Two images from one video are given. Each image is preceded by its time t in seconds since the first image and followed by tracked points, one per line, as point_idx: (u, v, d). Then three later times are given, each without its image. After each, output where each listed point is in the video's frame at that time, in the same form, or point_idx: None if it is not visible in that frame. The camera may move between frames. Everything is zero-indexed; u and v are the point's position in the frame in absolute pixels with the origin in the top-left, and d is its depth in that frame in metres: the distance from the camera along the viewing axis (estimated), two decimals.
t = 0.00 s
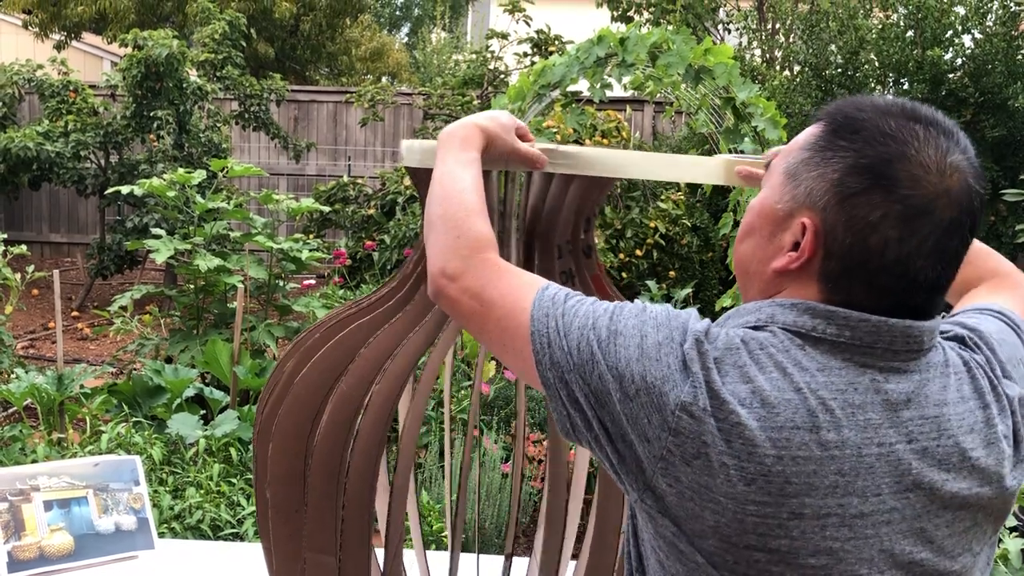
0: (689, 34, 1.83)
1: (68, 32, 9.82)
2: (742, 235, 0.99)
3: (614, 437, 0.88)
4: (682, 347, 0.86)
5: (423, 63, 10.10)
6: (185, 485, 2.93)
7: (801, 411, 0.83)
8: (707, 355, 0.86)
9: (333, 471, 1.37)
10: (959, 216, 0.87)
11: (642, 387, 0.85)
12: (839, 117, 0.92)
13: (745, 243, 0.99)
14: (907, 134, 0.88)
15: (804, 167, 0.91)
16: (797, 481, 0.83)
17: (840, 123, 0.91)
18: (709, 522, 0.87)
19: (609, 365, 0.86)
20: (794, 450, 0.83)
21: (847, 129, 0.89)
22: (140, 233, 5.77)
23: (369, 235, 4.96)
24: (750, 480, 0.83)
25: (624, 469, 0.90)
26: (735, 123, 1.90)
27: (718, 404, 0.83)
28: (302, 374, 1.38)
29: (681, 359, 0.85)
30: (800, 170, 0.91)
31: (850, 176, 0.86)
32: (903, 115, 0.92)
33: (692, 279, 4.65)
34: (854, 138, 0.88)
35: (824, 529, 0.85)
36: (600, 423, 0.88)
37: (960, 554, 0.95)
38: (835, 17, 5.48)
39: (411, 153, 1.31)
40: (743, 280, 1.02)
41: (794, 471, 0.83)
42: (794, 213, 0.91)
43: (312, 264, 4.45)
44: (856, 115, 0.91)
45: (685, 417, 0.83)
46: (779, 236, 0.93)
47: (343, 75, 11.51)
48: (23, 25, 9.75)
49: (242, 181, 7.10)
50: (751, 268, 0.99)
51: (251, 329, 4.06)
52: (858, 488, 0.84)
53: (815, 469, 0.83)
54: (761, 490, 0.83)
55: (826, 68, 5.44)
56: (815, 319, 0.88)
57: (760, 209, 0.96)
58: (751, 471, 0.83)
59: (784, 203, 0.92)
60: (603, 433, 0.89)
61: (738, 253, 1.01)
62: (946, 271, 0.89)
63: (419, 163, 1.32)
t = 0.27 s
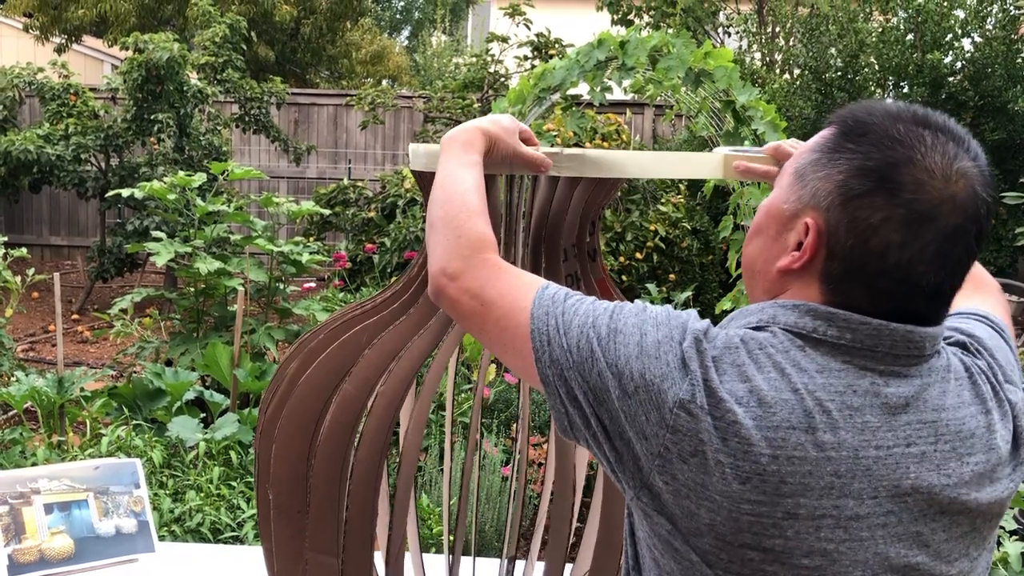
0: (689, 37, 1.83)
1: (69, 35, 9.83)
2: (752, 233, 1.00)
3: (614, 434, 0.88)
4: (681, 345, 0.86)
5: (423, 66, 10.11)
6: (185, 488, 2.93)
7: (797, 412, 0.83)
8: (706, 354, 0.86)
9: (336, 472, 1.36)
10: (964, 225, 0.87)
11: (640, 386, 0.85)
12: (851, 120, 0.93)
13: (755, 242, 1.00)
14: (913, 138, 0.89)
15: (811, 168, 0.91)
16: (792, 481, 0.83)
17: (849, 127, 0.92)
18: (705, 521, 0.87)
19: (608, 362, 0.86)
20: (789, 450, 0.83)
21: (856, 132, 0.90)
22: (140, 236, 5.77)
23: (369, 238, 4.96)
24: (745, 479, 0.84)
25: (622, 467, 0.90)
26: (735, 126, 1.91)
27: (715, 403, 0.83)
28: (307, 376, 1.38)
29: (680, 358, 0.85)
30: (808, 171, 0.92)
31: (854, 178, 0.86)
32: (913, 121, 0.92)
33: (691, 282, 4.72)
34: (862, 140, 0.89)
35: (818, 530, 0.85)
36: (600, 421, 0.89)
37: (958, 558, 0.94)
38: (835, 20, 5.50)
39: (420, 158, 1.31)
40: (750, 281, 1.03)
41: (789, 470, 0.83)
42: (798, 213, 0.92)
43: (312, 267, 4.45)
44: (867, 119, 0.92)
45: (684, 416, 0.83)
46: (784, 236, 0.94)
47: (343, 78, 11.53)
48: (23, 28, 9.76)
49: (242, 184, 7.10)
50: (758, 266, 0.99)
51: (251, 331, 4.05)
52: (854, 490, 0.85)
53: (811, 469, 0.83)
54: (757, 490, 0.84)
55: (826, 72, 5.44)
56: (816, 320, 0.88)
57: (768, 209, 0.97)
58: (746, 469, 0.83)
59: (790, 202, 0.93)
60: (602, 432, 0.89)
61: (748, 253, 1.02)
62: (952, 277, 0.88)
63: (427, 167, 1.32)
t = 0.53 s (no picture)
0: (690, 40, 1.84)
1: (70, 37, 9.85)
2: (749, 233, 1.01)
3: (613, 437, 0.88)
4: (682, 347, 0.86)
5: (424, 68, 10.12)
6: (185, 490, 2.93)
7: (798, 412, 0.83)
8: (707, 356, 0.86)
9: (339, 474, 1.36)
10: (955, 226, 0.87)
11: (641, 387, 0.84)
12: (846, 122, 0.93)
13: (752, 242, 1.00)
14: (904, 141, 0.89)
15: (806, 170, 0.92)
16: (795, 480, 0.83)
17: (844, 130, 0.93)
18: (706, 522, 0.86)
19: (608, 365, 0.86)
20: (791, 449, 0.83)
21: (848, 134, 0.91)
22: (142, 238, 5.77)
23: (370, 240, 4.96)
24: (748, 479, 0.83)
25: (622, 470, 0.90)
26: (735, 129, 1.91)
27: (717, 404, 0.83)
28: (312, 377, 1.38)
29: (680, 359, 0.85)
30: (802, 172, 0.93)
31: (847, 177, 0.87)
32: (907, 124, 0.93)
33: (692, 284, 4.74)
34: (854, 142, 0.90)
35: (821, 528, 0.85)
36: (599, 423, 0.88)
37: (955, 552, 0.95)
38: (835, 23, 5.52)
39: (426, 160, 1.31)
40: (748, 282, 1.03)
41: (792, 469, 0.83)
42: (792, 212, 0.92)
43: (313, 269, 4.45)
44: (862, 122, 0.92)
45: (686, 417, 0.83)
46: (779, 235, 0.95)
47: (344, 81, 11.55)
48: (25, 30, 9.77)
49: (243, 186, 7.11)
50: (754, 266, 1.00)
51: (252, 334, 4.05)
52: (855, 488, 0.85)
53: (813, 468, 0.83)
54: (760, 489, 0.84)
55: (827, 74, 5.44)
56: (813, 321, 0.88)
57: (765, 209, 0.97)
58: (749, 469, 0.83)
59: (784, 202, 0.94)
60: (601, 434, 0.89)
61: (745, 252, 1.02)
62: (940, 278, 0.88)
63: (432, 171, 1.32)
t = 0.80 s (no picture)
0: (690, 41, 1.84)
1: (71, 39, 9.87)
2: (743, 232, 1.01)
3: (613, 436, 0.88)
4: (682, 346, 0.86)
5: (424, 70, 10.13)
6: (186, 492, 2.93)
7: (799, 408, 0.83)
8: (708, 354, 0.86)
9: (342, 474, 1.36)
10: (942, 225, 0.87)
11: (642, 386, 0.84)
12: (839, 124, 0.94)
13: (745, 240, 1.01)
14: (893, 142, 0.90)
15: (799, 171, 0.93)
16: (798, 476, 0.83)
17: (837, 131, 0.93)
18: (710, 519, 0.86)
19: (609, 364, 0.86)
20: (794, 446, 0.83)
21: (840, 134, 0.92)
22: (142, 240, 5.77)
23: (370, 241, 4.96)
24: (753, 476, 0.83)
25: (625, 468, 0.89)
26: (736, 129, 1.91)
27: (720, 401, 0.83)
28: (315, 378, 1.38)
29: (682, 358, 0.85)
30: (796, 171, 0.93)
31: (837, 176, 0.88)
32: (897, 126, 0.94)
33: (692, 285, 4.74)
34: (845, 143, 0.91)
35: (824, 522, 0.85)
36: (600, 423, 0.88)
37: (951, 542, 0.96)
38: (836, 24, 5.48)
39: (430, 163, 1.31)
40: (744, 281, 1.03)
41: (795, 464, 0.83)
42: (783, 210, 0.93)
43: (314, 271, 4.45)
44: (852, 126, 0.93)
45: (689, 415, 0.83)
46: (771, 232, 0.95)
47: (344, 82, 11.55)
48: (26, 32, 9.79)
49: (244, 188, 7.11)
50: (747, 264, 1.00)
51: (253, 335, 4.05)
52: (857, 482, 0.85)
53: (816, 463, 0.83)
54: (764, 486, 0.84)
55: (828, 75, 5.44)
56: (810, 319, 0.88)
57: (760, 208, 0.98)
58: (754, 466, 0.83)
59: (777, 200, 0.94)
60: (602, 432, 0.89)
61: (740, 251, 1.03)
62: (926, 277, 0.87)
63: (436, 172, 1.32)
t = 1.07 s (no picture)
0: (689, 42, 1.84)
1: (70, 41, 9.88)
2: (735, 232, 1.02)
3: (609, 436, 0.87)
4: (678, 346, 0.86)
5: (424, 71, 10.13)
6: (186, 493, 2.93)
7: (795, 406, 0.84)
8: (705, 354, 0.86)
9: (337, 477, 1.36)
10: (928, 226, 0.87)
11: (639, 388, 0.84)
12: (828, 124, 0.94)
13: (736, 240, 1.01)
14: (879, 143, 0.90)
15: (788, 170, 0.93)
16: (796, 473, 0.84)
17: (827, 131, 0.94)
18: (709, 517, 0.86)
19: (605, 366, 0.86)
20: (792, 443, 0.83)
21: (828, 135, 0.92)
22: (142, 241, 5.77)
23: (370, 242, 4.97)
24: (751, 474, 0.83)
25: (621, 468, 0.89)
26: (735, 130, 1.91)
27: (718, 400, 0.83)
28: (308, 380, 1.38)
29: (678, 358, 0.85)
30: (786, 171, 0.94)
31: (823, 175, 0.88)
32: (885, 126, 0.94)
33: (692, 286, 4.75)
34: (832, 144, 0.91)
35: (822, 518, 0.85)
36: (596, 424, 0.88)
37: (943, 534, 0.97)
38: (835, 24, 5.46)
39: (421, 164, 1.31)
40: (734, 281, 1.03)
41: (792, 462, 0.83)
42: (772, 210, 0.94)
43: (313, 272, 4.44)
44: (840, 126, 0.93)
45: (687, 415, 0.83)
46: (760, 232, 0.96)
47: (344, 83, 11.55)
48: (26, 33, 9.80)
49: (244, 189, 7.11)
50: (739, 264, 1.01)
51: (252, 336, 4.06)
52: (853, 478, 0.85)
53: (813, 461, 0.84)
54: (762, 484, 0.84)
55: (827, 76, 5.45)
56: (804, 318, 0.89)
57: (751, 208, 0.98)
58: (752, 465, 0.83)
59: (766, 200, 0.95)
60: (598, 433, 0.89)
61: (731, 252, 1.03)
62: (911, 276, 0.87)
63: (426, 173, 1.32)
